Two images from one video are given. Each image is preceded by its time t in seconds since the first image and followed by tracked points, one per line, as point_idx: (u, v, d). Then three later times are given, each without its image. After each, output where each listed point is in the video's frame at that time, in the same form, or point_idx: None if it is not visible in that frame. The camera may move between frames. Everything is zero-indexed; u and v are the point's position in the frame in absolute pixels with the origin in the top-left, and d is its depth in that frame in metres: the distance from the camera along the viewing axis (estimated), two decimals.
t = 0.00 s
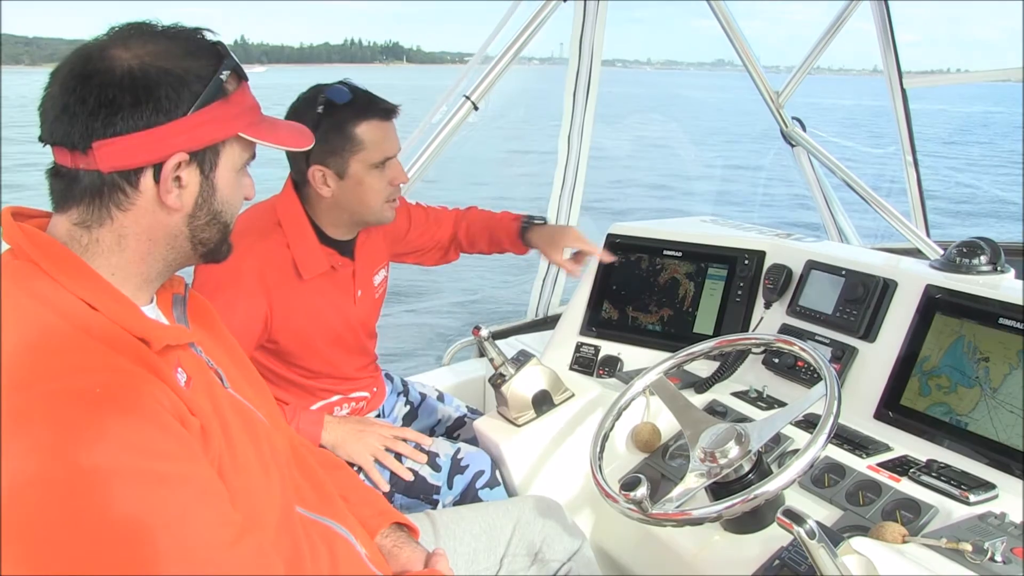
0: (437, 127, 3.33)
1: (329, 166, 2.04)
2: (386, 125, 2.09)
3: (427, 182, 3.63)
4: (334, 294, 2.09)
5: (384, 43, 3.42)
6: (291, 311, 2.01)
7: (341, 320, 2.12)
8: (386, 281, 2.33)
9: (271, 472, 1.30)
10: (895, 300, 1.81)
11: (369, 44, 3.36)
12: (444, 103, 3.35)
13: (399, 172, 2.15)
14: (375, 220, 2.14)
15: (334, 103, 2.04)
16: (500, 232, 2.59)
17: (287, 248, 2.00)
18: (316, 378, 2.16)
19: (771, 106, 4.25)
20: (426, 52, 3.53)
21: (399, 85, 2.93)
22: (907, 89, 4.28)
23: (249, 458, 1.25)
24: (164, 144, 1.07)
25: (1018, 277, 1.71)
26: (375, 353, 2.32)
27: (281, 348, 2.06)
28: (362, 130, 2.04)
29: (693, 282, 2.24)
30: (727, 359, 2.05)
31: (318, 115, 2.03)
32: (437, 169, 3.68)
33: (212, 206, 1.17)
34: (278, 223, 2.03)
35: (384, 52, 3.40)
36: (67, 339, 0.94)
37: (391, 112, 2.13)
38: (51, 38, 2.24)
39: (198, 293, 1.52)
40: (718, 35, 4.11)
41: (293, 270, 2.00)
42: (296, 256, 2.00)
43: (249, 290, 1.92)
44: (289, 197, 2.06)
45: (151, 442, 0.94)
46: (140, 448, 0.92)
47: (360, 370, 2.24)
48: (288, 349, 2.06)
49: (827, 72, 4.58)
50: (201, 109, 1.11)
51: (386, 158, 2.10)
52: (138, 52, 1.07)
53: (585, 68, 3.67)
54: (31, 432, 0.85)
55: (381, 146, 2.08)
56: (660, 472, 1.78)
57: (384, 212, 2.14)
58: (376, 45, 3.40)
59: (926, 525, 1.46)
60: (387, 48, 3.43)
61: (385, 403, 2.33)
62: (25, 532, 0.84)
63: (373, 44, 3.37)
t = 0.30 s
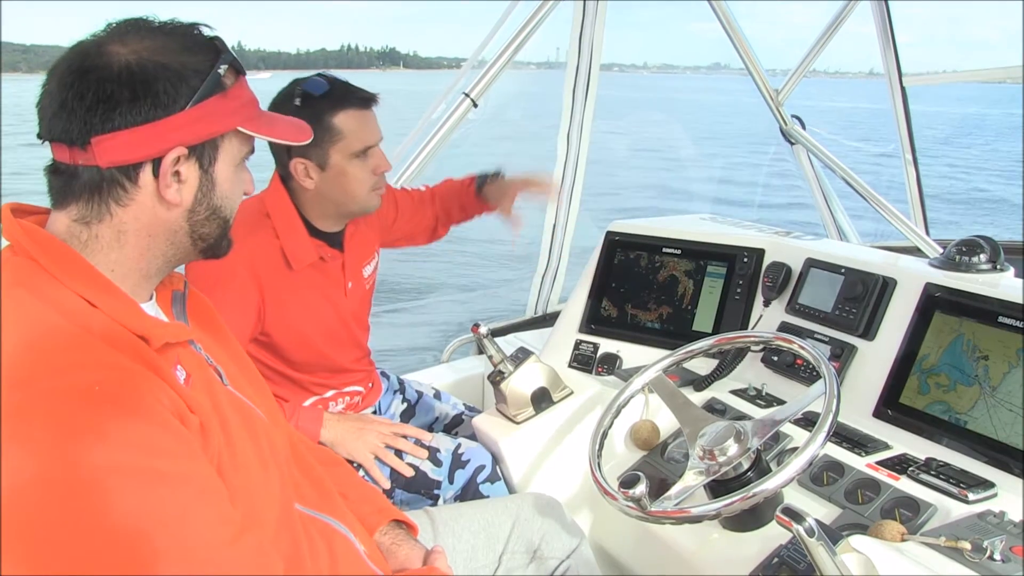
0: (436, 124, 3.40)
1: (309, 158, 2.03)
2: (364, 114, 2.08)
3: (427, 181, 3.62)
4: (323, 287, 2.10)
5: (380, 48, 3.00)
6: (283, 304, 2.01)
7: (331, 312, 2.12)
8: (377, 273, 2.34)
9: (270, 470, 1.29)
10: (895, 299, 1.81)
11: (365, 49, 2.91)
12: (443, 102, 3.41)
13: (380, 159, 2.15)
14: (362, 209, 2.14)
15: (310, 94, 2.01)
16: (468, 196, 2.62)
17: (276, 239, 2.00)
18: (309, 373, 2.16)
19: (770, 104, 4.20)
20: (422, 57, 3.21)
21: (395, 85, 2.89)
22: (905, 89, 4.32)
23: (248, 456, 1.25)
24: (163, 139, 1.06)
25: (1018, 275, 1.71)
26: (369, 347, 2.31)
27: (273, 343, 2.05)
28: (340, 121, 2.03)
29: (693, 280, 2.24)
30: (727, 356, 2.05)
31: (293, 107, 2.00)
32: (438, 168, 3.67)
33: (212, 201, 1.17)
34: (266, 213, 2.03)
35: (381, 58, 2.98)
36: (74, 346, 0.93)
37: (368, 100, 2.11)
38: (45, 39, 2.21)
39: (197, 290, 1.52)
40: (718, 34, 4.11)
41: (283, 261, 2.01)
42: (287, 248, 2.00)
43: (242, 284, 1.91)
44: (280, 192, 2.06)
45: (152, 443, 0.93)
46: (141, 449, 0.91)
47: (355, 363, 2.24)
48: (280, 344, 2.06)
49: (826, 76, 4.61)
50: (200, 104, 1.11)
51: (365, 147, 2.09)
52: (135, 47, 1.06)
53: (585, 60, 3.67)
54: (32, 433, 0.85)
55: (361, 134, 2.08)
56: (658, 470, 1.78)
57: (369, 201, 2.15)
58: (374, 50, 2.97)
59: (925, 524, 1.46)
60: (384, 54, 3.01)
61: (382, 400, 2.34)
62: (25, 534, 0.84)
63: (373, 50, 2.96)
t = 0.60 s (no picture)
0: (437, 119, 3.36)
1: (281, 147, 2.03)
2: (334, 102, 2.02)
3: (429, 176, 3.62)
4: (310, 274, 2.09)
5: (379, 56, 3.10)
6: (268, 288, 2.02)
7: (319, 299, 2.11)
8: (378, 264, 2.30)
9: (271, 463, 1.29)
10: (897, 295, 1.81)
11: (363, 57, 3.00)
12: (445, 95, 3.38)
13: (356, 149, 2.07)
14: (337, 202, 2.07)
15: (280, 84, 2.00)
16: (516, 148, 2.42)
17: (258, 224, 2.00)
18: (294, 360, 2.14)
19: (772, 100, 4.21)
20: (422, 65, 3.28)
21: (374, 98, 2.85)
22: (909, 87, 4.31)
23: (250, 450, 1.24)
24: (172, 130, 1.06)
25: (1021, 272, 1.70)
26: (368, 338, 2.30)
27: (261, 328, 2.07)
28: (307, 110, 1.99)
29: (694, 275, 2.23)
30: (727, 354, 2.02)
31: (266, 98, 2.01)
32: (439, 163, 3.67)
33: (218, 189, 1.17)
34: (251, 199, 2.02)
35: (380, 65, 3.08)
36: (75, 338, 0.92)
37: (346, 88, 2.06)
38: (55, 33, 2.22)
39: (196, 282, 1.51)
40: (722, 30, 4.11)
41: (263, 246, 2.00)
42: (268, 233, 1.99)
43: (221, 268, 1.93)
44: (268, 184, 2.04)
45: (153, 437, 0.93)
46: (142, 444, 0.91)
47: (350, 353, 2.21)
48: (269, 329, 2.07)
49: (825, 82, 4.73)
50: (205, 93, 1.10)
51: (335, 137, 2.03)
52: (135, 39, 1.05)
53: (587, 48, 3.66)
54: (32, 427, 0.84)
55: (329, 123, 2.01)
56: (659, 466, 1.77)
57: (343, 192, 2.06)
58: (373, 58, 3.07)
59: (926, 521, 1.46)
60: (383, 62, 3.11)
61: (383, 395, 2.34)
62: (25, 529, 0.84)
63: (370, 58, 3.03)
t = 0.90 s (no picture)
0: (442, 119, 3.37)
1: (269, 146, 2.08)
2: (315, 101, 2.03)
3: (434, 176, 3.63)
4: (308, 275, 2.09)
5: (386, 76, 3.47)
6: (267, 286, 2.04)
7: (315, 300, 2.11)
8: (384, 264, 2.30)
9: (274, 462, 1.30)
10: (901, 298, 1.81)
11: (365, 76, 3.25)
12: (451, 96, 3.38)
13: (338, 151, 2.07)
14: (317, 200, 2.07)
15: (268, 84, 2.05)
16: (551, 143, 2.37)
17: (253, 222, 2.02)
18: (292, 356, 2.16)
19: (778, 102, 4.22)
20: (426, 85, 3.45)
21: (364, 120, 2.92)
22: (915, 89, 4.32)
23: (253, 449, 1.25)
24: (186, 128, 1.08)
25: None
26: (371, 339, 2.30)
27: (259, 325, 2.09)
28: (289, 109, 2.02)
29: (698, 278, 2.23)
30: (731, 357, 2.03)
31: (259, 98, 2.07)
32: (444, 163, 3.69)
33: (222, 182, 1.18)
34: (249, 199, 2.05)
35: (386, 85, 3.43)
36: (79, 340, 0.92)
37: (331, 89, 2.06)
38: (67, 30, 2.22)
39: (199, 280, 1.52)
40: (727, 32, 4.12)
41: (255, 244, 2.01)
42: (262, 231, 2.00)
43: (217, 267, 1.97)
44: (268, 183, 2.06)
45: (155, 439, 0.93)
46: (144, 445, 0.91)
47: (349, 353, 2.23)
48: (269, 326, 2.09)
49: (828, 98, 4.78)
50: (212, 90, 1.11)
51: (315, 135, 2.04)
52: (140, 39, 1.05)
53: (592, 51, 3.67)
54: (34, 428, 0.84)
55: (308, 122, 2.03)
56: (664, 468, 1.78)
57: (322, 193, 2.05)
58: (379, 79, 3.43)
59: (930, 525, 1.46)
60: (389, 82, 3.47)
61: (388, 396, 2.35)
62: (27, 528, 0.84)
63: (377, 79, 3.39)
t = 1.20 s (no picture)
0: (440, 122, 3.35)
1: (266, 146, 2.09)
2: (312, 103, 2.04)
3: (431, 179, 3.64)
4: (303, 277, 2.09)
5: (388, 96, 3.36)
6: (262, 288, 2.04)
7: (310, 302, 2.11)
8: (380, 268, 2.29)
9: (272, 466, 1.30)
10: (896, 301, 1.82)
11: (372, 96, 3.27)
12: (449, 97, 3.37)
13: (334, 152, 2.07)
14: (311, 201, 2.08)
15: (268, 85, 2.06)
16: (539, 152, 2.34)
17: (248, 224, 2.02)
18: (288, 358, 2.16)
19: (774, 106, 4.29)
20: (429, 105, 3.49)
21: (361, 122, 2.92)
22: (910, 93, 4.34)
23: (251, 453, 1.25)
24: (184, 130, 1.08)
25: (1020, 279, 1.71)
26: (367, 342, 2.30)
27: (255, 327, 2.10)
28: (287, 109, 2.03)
29: (694, 281, 2.24)
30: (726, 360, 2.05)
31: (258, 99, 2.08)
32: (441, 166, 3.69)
33: (219, 184, 1.19)
34: (245, 203, 2.05)
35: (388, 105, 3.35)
36: (76, 342, 0.93)
37: (328, 90, 2.07)
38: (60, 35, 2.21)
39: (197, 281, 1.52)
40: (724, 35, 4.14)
41: (252, 245, 2.02)
42: (258, 233, 2.01)
43: (213, 268, 1.97)
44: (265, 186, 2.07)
45: (152, 442, 0.94)
46: (141, 448, 0.91)
47: (342, 355, 2.22)
48: (265, 329, 2.09)
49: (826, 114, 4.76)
50: (209, 92, 1.12)
51: (311, 136, 2.05)
52: (137, 40, 1.05)
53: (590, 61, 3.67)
54: (31, 431, 0.85)
55: (305, 123, 2.04)
56: (659, 471, 1.78)
57: (317, 194, 2.05)
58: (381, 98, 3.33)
59: (924, 528, 1.46)
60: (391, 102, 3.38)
61: (384, 399, 2.34)
62: (24, 533, 0.84)
63: (379, 98, 3.29)
